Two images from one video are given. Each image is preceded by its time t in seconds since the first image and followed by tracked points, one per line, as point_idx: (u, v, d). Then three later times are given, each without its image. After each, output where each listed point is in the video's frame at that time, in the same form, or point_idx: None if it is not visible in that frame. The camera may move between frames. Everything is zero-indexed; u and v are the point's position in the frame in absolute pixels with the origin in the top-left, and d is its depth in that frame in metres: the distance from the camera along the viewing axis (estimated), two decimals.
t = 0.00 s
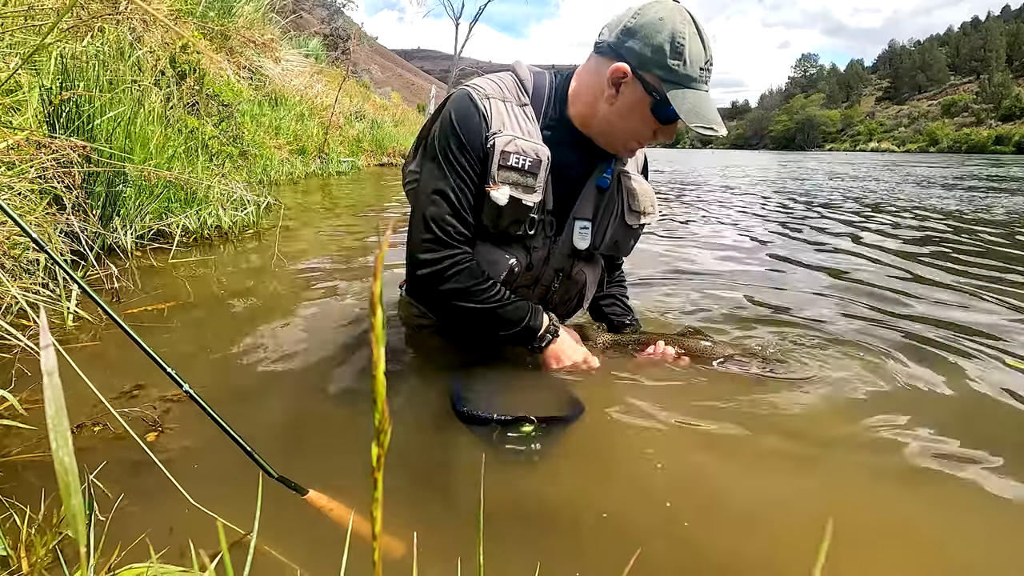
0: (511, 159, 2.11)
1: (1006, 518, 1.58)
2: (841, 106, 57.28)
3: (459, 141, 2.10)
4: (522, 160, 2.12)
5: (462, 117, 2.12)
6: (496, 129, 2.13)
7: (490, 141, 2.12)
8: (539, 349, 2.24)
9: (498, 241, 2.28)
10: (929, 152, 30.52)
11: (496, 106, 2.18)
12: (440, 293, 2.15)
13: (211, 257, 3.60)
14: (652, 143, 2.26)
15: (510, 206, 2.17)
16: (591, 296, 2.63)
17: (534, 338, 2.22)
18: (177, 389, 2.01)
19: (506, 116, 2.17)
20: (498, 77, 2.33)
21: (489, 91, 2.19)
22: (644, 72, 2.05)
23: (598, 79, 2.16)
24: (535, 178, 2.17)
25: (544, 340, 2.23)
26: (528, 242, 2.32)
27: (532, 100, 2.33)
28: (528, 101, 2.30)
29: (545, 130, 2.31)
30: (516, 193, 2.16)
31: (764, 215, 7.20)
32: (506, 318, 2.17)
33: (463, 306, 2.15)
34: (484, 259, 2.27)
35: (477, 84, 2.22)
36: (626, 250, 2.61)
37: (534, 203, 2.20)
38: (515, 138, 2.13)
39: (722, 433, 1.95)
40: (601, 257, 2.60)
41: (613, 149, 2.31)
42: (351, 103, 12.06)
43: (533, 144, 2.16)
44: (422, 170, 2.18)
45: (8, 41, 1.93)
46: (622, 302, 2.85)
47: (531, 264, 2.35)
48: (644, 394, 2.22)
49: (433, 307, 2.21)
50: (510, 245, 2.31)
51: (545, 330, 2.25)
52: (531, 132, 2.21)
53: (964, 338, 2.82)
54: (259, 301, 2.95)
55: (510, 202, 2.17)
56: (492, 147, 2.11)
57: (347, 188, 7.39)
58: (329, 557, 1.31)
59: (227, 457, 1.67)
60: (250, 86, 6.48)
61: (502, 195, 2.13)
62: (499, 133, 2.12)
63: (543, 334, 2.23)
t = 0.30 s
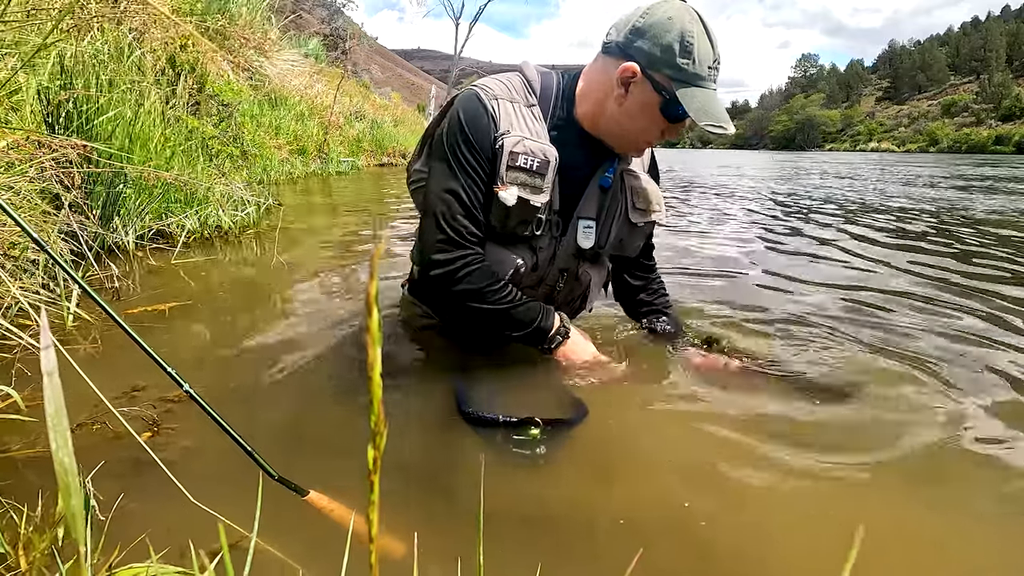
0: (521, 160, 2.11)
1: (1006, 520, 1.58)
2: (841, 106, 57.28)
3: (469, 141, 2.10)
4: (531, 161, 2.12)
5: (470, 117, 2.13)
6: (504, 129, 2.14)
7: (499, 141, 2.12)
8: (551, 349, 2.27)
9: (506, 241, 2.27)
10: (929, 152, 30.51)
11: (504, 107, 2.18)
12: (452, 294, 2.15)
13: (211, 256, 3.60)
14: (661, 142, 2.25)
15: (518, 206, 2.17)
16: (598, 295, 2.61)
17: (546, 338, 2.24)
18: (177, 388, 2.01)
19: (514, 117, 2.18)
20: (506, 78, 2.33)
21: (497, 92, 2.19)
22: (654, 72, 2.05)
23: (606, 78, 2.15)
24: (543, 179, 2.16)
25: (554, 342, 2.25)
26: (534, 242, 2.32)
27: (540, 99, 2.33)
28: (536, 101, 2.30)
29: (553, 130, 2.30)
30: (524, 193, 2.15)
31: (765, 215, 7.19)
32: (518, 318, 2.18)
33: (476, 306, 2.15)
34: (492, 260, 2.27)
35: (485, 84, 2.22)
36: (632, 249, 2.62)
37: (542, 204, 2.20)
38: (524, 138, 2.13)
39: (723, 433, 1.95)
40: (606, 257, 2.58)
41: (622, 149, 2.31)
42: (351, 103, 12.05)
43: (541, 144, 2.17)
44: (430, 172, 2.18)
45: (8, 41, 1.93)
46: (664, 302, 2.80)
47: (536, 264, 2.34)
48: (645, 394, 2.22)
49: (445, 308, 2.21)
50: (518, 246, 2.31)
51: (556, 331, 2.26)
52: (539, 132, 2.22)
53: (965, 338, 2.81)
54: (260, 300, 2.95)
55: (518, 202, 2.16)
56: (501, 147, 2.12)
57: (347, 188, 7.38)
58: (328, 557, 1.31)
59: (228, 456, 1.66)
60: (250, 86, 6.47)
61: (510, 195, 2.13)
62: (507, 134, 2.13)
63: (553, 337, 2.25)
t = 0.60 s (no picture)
0: (511, 160, 2.11)
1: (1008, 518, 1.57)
2: (841, 106, 57.29)
3: (459, 142, 2.11)
4: (522, 161, 2.12)
5: (461, 118, 2.13)
6: (495, 130, 2.14)
7: (490, 142, 2.12)
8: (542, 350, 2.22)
9: (500, 241, 2.27)
10: (929, 152, 30.51)
11: (495, 107, 2.18)
12: (441, 294, 2.15)
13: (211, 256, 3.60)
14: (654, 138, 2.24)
15: (510, 206, 2.17)
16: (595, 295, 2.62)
17: (536, 339, 2.21)
18: (178, 388, 2.01)
19: (505, 117, 2.18)
20: (498, 78, 2.33)
21: (488, 93, 2.20)
22: (642, 64, 2.04)
23: (596, 75, 2.16)
24: (534, 178, 2.16)
25: (546, 342, 2.22)
26: (529, 242, 2.31)
27: (531, 100, 2.33)
28: (527, 102, 2.30)
29: (545, 131, 2.31)
30: (516, 193, 2.15)
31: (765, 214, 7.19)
32: (508, 318, 2.16)
33: (466, 307, 2.15)
34: (486, 260, 2.27)
35: (476, 85, 2.22)
36: (629, 248, 2.59)
37: (535, 203, 2.20)
38: (514, 138, 2.13)
39: (724, 433, 1.96)
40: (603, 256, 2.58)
41: (615, 146, 2.30)
42: (351, 103, 12.05)
43: (533, 144, 2.16)
44: (423, 172, 2.19)
45: (8, 40, 1.93)
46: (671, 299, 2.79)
47: (531, 265, 2.35)
48: (645, 394, 2.22)
49: (435, 309, 2.21)
50: (512, 246, 2.30)
51: (547, 332, 2.23)
52: (531, 132, 2.22)
53: (966, 337, 2.81)
54: (260, 300, 2.95)
55: (510, 202, 2.16)
56: (492, 147, 2.11)
57: (347, 188, 7.38)
58: (329, 557, 1.31)
59: (229, 456, 1.67)
60: (250, 86, 6.47)
61: (501, 196, 2.13)
62: (498, 134, 2.13)
63: (544, 337, 2.21)
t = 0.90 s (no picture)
0: (489, 156, 2.15)
1: (1006, 519, 1.58)
2: (841, 106, 57.29)
3: (434, 142, 2.14)
4: (500, 156, 2.15)
5: (437, 118, 2.17)
6: (472, 127, 2.18)
7: (466, 140, 2.16)
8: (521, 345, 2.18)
9: (487, 239, 2.31)
10: (929, 152, 30.50)
11: (472, 105, 2.21)
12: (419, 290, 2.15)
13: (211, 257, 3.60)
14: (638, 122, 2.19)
15: (490, 201, 2.20)
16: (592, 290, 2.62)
17: (514, 332, 2.16)
18: (177, 388, 2.01)
19: (483, 115, 2.21)
20: (478, 77, 2.36)
21: (465, 92, 2.22)
22: (617, 45, 2.03)
23: (575, 62, 2.16)
24: (515, 172, 2.19)
25: (523, 336, 2.16)
26: (518, 238, 2.33)
27: (511, 95, 2.34)
28: (506, 97, 2.32)
29: (527, 127, 2.32)
30: (497, 188, 2.19)
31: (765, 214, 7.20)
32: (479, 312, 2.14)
33: (437, 301, 2.13)
34: (472, 257, 2.30)
35: (455, 85, 2.26)
36: (621, 238, 2.59)
37: (516, 196, 2.23)
38: (491, 134, 2.17)
39: (723, 433, 1.96)
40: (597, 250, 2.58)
41: (604, 132, 2.28)
42: (351, 103, 12.05)
43: (511, 139, 2.20)
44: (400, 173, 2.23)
45: (8, 41, 1.93)
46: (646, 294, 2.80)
47: (523, 260, 2.36)
48: (645, 393, 2.22)
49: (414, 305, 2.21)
50: (501, 242, 2.32)
51: (524, 326, 2.17)
52: (509, 127, 2.25)
53: (964, 338, 2.82)
54: (259, 300, 2.96)
55: (492, 197, 2.20)
56: (468, 145, 2.15)
57: (347, 188, 7.38)
58: (329, 556, 1.31)
59: (228, 456, 1.67)
60: (250, 86, 6.48)
61: (480, 192, 2.17)
62: (474, 131, 2.17)
63: (522, 330, 2.16)
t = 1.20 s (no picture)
0: (455, 153, 2.21)
1: (1005, 519, 1.58)
2: (841, 106, 57.27)
3: (399, 144, 2.23)
4: (466, 153, 2.21)
5: (404, 122, 2.27)
6: (438, 127, 2.24)
7: (432, 140, 2.23)
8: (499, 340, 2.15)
9: (465, 237, 2.33)
10: (929, 152, 30.48)
11: (440, 106, 2.28)
12: (393, 288, 2.19)
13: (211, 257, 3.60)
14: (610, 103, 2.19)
15: (461, 198, 2.24)
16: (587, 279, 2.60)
17: (489, 326, 2.13)
18: (177, 388, 2.01)
19: (450, 114, 2.28)
20: (447, 79, 2.42)
21: (433, 93, 2.29)
22: (579, 28, 2.04)
23: (539, 50, 2.17)
24: (483, 167, 2.23)
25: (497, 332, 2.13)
26: (498, 233, 2.36)
27: (479, 91, 2.36)
28: (475, 94, 2.35)
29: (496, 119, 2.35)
30: (466, 184, 2.22)
31: (765, 214, 7.19)
32: (450, 308, 2.14)
33: (410, 299, 2.16)
34: (450, 255, 2.32)
35: (424, 90, 2.34)
36: (603, 225, 2.56)
37: (488, 190, 2.26)
38: (457, 133, 2.23)
39: (722, 432, 1.96)
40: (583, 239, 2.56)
41: (578, 117, 2.28)
42: (351, 103, 12.05)
43: (477, 135, 2.26)
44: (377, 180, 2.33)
45: (9, 41, 1.93)
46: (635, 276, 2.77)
47: (506, 255, 2.38)
48: (644, 393, 2.23)
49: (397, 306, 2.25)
50: (482, 239, 2.34)
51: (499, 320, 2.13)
52: (479, 125, 2.29)
53: (963, 337, 2.82)
54: (258, 300, 2.96)
55: (462, 194, 2.24)
56: (434, 144, 2.22)
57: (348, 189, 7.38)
58: (328, 556, 1.32)
59: (227, 456, 1.67)
60: (250, 86, 6.46)
61: (449, 190, 2.22)
62: (440, 131, 2.23)
63: (495, 326, 2.12)
